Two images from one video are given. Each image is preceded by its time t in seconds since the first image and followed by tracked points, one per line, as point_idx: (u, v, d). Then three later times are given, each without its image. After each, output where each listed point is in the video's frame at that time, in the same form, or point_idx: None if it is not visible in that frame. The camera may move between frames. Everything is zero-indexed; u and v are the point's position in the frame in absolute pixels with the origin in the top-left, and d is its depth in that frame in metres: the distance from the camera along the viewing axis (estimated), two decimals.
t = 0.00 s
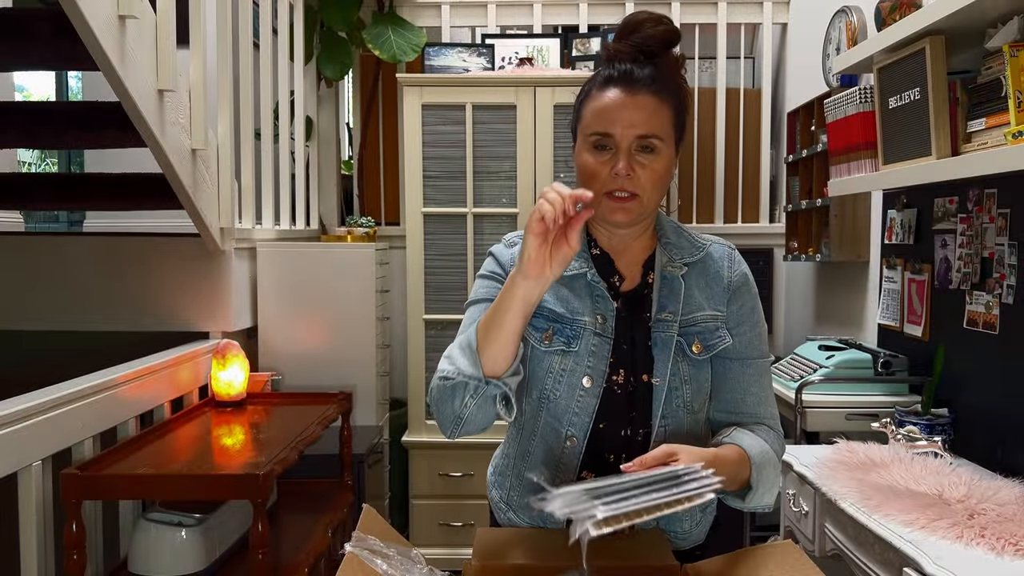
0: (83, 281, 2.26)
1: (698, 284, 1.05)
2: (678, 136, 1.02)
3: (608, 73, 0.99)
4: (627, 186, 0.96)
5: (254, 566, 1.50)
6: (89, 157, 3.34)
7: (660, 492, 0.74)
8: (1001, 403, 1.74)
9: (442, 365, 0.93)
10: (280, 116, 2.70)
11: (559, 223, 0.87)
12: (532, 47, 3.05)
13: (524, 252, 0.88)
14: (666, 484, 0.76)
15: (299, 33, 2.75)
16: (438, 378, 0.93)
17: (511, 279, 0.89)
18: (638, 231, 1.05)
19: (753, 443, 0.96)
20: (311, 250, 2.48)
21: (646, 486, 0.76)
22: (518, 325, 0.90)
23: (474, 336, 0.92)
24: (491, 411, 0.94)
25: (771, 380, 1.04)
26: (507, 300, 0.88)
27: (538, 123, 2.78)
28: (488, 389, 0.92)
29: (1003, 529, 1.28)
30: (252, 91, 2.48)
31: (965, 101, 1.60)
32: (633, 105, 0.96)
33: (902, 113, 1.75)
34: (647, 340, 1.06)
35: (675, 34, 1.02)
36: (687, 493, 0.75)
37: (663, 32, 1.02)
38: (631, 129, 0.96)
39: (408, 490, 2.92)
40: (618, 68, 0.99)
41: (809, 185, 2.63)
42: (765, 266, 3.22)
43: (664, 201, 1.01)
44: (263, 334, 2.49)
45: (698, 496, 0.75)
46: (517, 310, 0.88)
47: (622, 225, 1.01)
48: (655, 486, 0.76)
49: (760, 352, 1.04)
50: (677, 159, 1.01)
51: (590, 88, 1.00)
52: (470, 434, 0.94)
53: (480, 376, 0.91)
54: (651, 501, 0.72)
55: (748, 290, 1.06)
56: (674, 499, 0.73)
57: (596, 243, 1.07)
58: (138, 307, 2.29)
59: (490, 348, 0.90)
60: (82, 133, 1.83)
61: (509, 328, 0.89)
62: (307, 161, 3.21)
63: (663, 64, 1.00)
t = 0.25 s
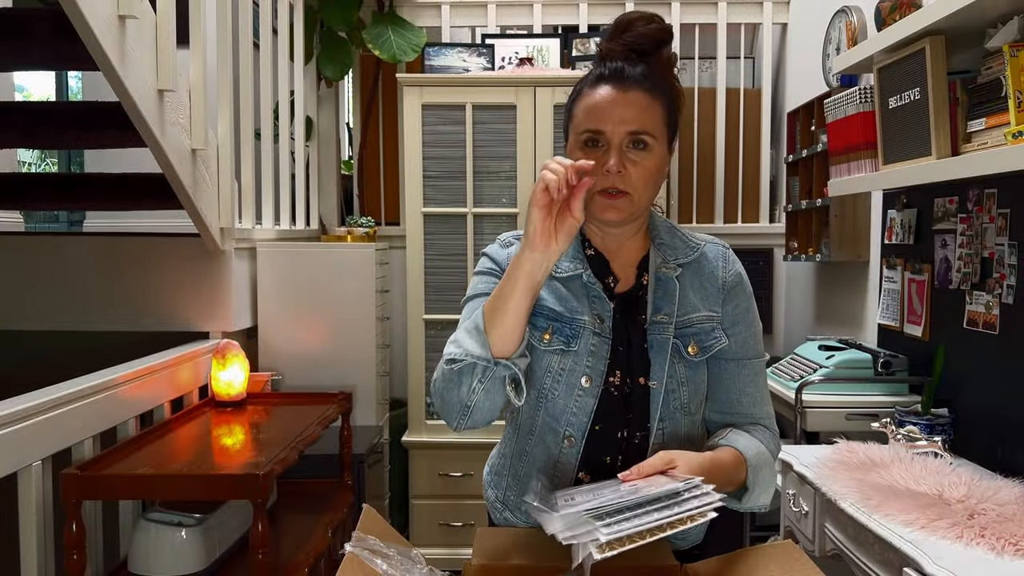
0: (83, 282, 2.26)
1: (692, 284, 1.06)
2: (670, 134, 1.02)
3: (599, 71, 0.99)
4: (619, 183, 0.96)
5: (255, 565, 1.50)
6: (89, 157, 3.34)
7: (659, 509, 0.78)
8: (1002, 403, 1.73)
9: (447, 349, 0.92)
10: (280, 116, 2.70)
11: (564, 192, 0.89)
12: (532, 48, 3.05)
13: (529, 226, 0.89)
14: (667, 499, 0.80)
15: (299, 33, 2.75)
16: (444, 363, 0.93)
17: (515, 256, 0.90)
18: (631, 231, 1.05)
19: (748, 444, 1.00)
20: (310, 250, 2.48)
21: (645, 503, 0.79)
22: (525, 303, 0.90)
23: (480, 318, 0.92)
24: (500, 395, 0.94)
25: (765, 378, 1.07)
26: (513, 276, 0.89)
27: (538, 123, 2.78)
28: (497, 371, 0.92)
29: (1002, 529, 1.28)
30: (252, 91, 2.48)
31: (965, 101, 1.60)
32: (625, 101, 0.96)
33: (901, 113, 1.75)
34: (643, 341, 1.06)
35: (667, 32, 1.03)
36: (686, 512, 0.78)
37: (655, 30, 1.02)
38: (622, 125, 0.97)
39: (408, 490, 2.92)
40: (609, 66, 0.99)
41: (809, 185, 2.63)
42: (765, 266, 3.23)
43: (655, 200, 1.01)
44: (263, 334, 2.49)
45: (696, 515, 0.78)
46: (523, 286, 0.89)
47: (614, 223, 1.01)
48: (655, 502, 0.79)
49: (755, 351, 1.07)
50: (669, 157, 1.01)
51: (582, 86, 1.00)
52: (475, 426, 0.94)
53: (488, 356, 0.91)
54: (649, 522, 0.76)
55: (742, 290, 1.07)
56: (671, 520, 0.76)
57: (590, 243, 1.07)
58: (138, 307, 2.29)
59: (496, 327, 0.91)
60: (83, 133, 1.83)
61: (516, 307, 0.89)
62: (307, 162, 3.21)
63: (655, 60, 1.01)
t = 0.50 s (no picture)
0: (83, 282, 2.26)
1: (688, 285, 1.07)
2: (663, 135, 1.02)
3: (593, 71, 1.00)
4: (612, 184, 0.96)
5: (255, 565, 1.50)
6: (89, 157, 3.34)
7: (663, 511, 0.78)
8: (1002, 403, 1.73)
9: (445, 355, 0.92)
10: (280, 116, 2.70)
11: (558, 192, 0.89)
12: (532, 48, 3.05)
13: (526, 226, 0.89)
14: (671, 500, 0.80)
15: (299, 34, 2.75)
16: (443, 369, 0.92)
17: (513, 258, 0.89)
18: (626, 231, 1.05)
19: (747, 443, 1.00)
20: (310, 250, 2.47)
21: (650, 503, 0.79)
22: (523, 305, 0.90)
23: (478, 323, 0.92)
24: (501, 399, 0.93)
25: (763, 377, 1.08)
26: (511, 278, 0.89)
27: (538, 123, 2.78)
28: (497, 375, 0.91)
29: (1002, 529, 1.28)
30: (252, 91, 2.48)
31: (965, 101, 1.60)
32: (619, 100, 0.97)
33: (901, 113, 1.75)
34: (640, 343, 1.06)
35: (661, 33, 1.04)
36: (690, 513, 0.78)
37: (650, 30, 1.03)
38: (616, 125, 0.97)
39: (408, 490, 2.92)
40: (604, 66, 1.00)
41: (809, 185, 2.63)
42: (765, 266, 3.23)
43: (648, 201, 1.01)
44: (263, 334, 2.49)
45: (701, 517, 0.77)
46: (521, 288, 0.89)
47: (607, 224, 1.01)
48: (659, 503, 0.79)
49: (752, 350, 1.07)
50: (662, 158, 1.01)
51: (576, 85, 1.01)
52: (478, 431, 0.94)
53: (488, 360, 0.91)
54: (653, 523, 0.76)
55: (738, 289, 1.08)
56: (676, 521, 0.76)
57: (585, 245, 1.07)
58: (138, 307, 2.28)
59: (495, 330, 0.90)
60: (82, 133, 1.83)
61: (514, 310, 0.89)
62: (307, 162, 3.21)
63: (648, 60, 1.02)
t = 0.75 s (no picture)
0: (83, 282, 2.26)
1: (685, 285, 1.07)
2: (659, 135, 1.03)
3: (590, 70, 1.00)
4: (606, 184, 0.96)
5: (254, 565, 1.50)
6: (89, 157, 3.34)
7: (663, 517, 0.78)
8: (1002, 402, 1.73)
9: (436, 373, 0.93)
10: (280, 116, 2.70)
11: (538, 211, 0.87)
12: (532, 48, 3.05)
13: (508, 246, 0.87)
14: (671, 505, 0.79)
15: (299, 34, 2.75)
16: (432, 386, 0.94)
17: (499, 278, 0.88)
18: (620, 231, 1.05)
19: (746, 443, 1.00)
20: (310, 250, 2.47)
21: (649, 509, 0.79)
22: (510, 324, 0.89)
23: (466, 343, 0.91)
24: (490, 418, 0.94)
25: (761, 376, 1.08)
26: (495, 300, 0.87)
27: (538, 123, 2.78)
28: (485, 396, 0.92)
29: (1002, 529, 1.28)
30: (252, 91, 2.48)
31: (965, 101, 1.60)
32: (615, 100, 0.97)
33: (901, 113, 1.75)
34: (637, 345, 1.06)
35: (659, 32, 1.04)
36: (691, 520, 0.78)
37: (648, 30, 1.04)
38: (611, 125, 0.97)
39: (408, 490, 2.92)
40: (600, 65, 1.00)
41: (809, 185, 2.62)
42: (765, 266, 3.23)
43: (643, 201, 1.01)
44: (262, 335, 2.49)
45: (702, 523, 0.77)
46: (506, 310, 0.88)
47: (602, 224, 1.00)
48: (660, 509, 0.79)
49: (750, 349, 1.07)
50: (658, 158, 1.01)
51: (573, 85, 1.01)
52: (472, 442, 0.94)
53: (475, 381, 0.91)
54: (653, 530, 0.76)
55: (735, 288, 1.08)
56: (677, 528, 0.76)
57: (581, 247, 1.07)
58: (138, 307, 2.28)
59: (481, 351, 0.90)
60: (82, 133, 1.83)
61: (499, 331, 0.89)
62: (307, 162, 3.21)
63: (645, 61, 1.02)
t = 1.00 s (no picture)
0: (83, 282, 2.26)
1: (683, 286, 1.07)
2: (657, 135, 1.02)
3: (588, 71, 1.00)
4: (605, 186, 0.96)
5: (254, 565, 1.50)
6: (89, 157, 3.34)
7: (661, 521, 0.77)
8: (1002, 402, 1.73)
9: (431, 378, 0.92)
10: (280, 116, 2.70)
11: (536, 218, 0.88)
12: (532, 48, 3.05)
13: (504, 253, 0.88)
14: (669, 509, 0.79)
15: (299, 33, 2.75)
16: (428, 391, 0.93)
17: (494, 283, 0.89)
18: (618, 233, 1.05)
19: (744, 444, 1.00)
20: (309, 250, 2.47)
21: (647, 512, 0.78)
22: (507, 330, 0.89)
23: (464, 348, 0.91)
24: (489, 422, 0.94)
25: (760, 377, 1.08)
26: (491, 306, 0.89)
27: (538, 123, 2.78)
28: (482, 401, 0.92)
29: (1002, 529, 1.28)
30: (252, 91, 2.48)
31: (965, 101, 1.59)
32: (612, 101, 0.97)
33: (901, 113, 1.75)
34: (635, 346, 1.06)
35: (657, 32, 1.04)
36: (689, 524, 0.77)
37: (645, 29, 1.04)
38: (609, 126, 0.97)
39: (408, 490, 2.91)
40: (598, 66, 1.00)
41: (809, 185, 2.62)
42: (766, 266, 3.23)
43: (642, 203, 1.01)
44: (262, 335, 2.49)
45: (699, 528, 0.77)
46: (502, 315, 0.89)
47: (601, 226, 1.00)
48: (657, 513, 0.78)
49: (748, 350, 1.07)
50: (656, 159, 1.01)
51: (571, 85, 1.01)
52: (470, 446, 0.94)
53: (472, 387, 0.91)
54: (650, 534, 0.75)
55: (732, 289, 1.09)
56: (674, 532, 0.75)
57: (579, 248, 1.08)
58: (138, 307, 2.29)
59: (478, 357, 0.90)
60: (82, 133, 1.83)
61: (496, 337, 0.89)
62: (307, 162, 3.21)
63: (643, 62, 1.03)
